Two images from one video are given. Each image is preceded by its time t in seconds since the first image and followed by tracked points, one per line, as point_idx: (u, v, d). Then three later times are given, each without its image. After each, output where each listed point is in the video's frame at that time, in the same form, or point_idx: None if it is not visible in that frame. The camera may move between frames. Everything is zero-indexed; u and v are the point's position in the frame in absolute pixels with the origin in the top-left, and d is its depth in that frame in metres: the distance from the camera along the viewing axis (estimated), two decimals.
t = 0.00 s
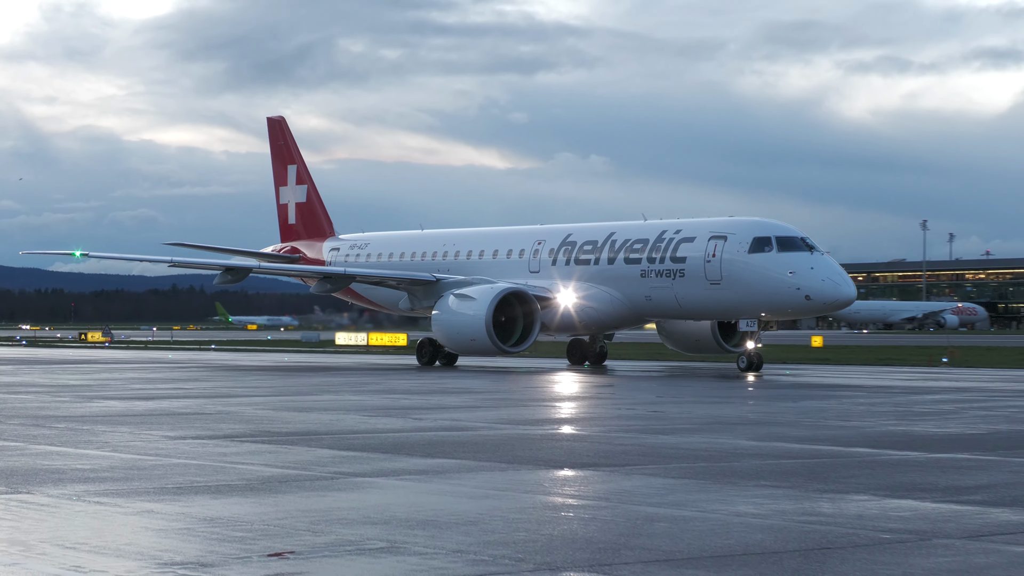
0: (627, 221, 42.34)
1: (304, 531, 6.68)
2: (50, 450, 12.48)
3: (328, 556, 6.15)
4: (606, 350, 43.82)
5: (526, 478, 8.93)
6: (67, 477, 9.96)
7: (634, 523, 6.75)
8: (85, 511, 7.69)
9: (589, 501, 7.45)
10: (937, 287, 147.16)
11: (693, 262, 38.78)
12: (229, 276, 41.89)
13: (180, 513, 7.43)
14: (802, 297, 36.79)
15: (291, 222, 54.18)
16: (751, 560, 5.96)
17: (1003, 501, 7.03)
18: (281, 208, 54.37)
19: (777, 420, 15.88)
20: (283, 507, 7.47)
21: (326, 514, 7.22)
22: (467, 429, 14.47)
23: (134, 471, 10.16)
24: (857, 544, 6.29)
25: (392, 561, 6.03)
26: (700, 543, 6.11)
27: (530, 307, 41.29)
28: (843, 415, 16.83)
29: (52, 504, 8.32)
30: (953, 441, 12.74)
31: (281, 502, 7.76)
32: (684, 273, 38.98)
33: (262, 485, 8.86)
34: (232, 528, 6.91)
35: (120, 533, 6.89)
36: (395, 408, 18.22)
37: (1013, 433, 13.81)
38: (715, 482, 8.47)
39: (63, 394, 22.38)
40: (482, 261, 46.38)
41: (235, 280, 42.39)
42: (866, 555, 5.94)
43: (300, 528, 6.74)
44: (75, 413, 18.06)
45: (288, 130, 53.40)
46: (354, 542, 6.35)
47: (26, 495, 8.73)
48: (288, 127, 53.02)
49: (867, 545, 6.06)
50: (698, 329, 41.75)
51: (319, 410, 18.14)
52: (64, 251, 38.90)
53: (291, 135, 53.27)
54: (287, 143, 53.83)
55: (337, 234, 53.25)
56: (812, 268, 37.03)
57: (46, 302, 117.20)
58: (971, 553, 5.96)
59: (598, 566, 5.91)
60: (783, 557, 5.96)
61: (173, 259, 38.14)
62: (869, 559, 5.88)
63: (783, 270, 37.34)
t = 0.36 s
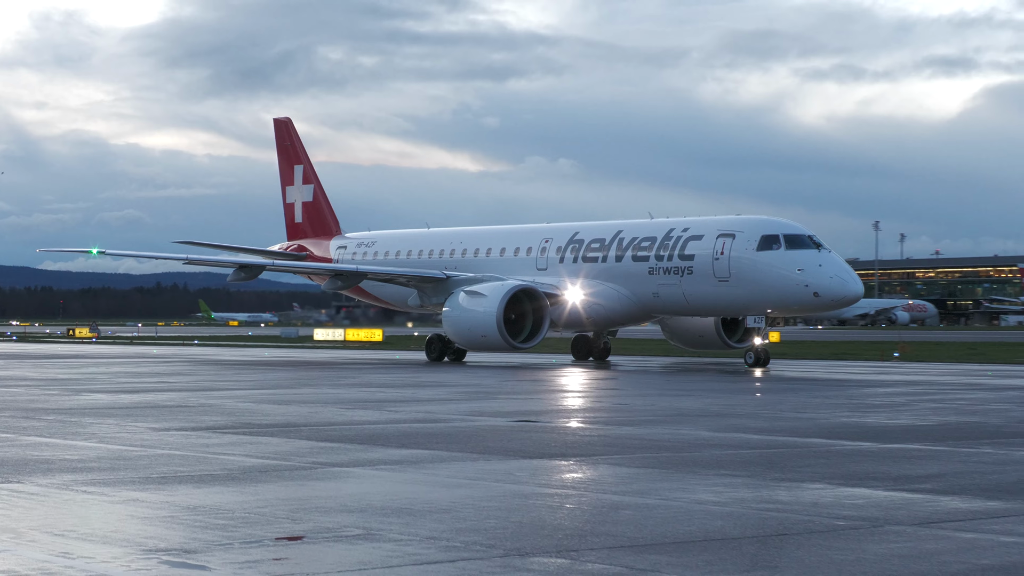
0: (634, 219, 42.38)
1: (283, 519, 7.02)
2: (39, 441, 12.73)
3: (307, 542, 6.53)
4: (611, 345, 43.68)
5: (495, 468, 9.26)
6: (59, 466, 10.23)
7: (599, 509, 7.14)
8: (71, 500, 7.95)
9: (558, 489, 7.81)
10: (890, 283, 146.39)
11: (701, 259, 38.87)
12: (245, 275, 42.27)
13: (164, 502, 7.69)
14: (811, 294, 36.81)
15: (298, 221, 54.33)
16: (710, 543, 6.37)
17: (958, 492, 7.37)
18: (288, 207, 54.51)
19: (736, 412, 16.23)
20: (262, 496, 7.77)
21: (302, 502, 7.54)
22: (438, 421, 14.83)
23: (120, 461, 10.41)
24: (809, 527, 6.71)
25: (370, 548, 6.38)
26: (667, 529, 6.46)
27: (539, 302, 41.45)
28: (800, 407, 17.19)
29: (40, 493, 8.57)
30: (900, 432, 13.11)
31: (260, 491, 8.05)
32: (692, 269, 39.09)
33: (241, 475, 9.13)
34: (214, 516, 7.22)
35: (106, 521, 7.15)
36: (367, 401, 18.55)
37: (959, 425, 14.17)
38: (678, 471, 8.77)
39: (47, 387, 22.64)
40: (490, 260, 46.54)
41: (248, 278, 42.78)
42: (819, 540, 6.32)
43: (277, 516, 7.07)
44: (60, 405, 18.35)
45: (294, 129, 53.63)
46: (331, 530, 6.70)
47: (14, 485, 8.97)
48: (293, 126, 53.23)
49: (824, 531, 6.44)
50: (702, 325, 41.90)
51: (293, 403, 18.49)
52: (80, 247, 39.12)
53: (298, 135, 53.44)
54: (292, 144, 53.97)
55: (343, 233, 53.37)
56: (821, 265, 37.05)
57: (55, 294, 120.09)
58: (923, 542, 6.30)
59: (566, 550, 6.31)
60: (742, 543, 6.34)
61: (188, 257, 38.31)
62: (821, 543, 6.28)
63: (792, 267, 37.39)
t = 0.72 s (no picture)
0: (634, 218, 41.97)
1: (254, 507, 7.38)
2: (19, 433, 13.01)
3: (277, 530, 6.89)
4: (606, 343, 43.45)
5: (460, 458, 9.57)
6: (37, 457, 10.48)
7: (558, 499, 7.50)
8: (52, 489, 8.23)
9: (519, 479, 8.17)
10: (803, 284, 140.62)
11: (701, 257, 38.41)
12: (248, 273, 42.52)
13: (141, 491, 7.99)
14: (811, 292, 36.28)
15: (296, 220, 54.39)
16: (662, 530, 6.76)
17: (897, 483, 7.77)
18: (286, 206, 54.57)
19: (690, 404, 16.59)
20: (234, 485, 8.08)
21: (272, 492, 7.88)
22: (402, 414, 15.11)
23: (98, 452, 10.69)
24: (757, 515, 7.11)
25: (337, 536, 6.76)
26: (621, 516, 6.86)
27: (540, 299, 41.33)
28: (753, 400, 17.52)
29: (21, 483, 8.83)
30: (844, 423, 13.46)
31: (232, 480, 8.35)
32: (692, 267, 38.63)
33: (214, 466, 9.41)
34: (188, 505, 7.55)
35: (85, 510, 7.44)
36: (335, 395, 18.82)
37: (902, 417, 14.53)
38: (634, 461, 9.07)
39: (25, 381, 22.95)
40: (489, 258, 46.22)
41: (253, 275, 43.02)
42: (765, 528, 6.71)
43: (249, 505, 7.43)
44: (40, 397, 18.70)
45: (292, 130, 53.68)
46: (301, 518, 7.07)
47: None
48: (291, 127, 53.30)
49: (769, 518, 6.83)
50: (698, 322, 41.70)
51: (263, 396, 18.75)
52: (88, 247, 38.36)
53: (295, 135, 53.45)
54: (290, 144, 53.98)
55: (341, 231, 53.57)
56: (821, 263, 36.53)
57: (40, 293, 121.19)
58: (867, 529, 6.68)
59: (527, 537, 6.69)
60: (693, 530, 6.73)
61: (194, 255, 38.38)
62: (765, 530, 6.68)
63: (792, 265, 36.89)
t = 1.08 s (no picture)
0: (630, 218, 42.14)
1: (222, 495, 7.75)
2: None
3: (244, 516, 7.27)
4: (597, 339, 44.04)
5: (421, 448, 9.95)
6: (13, 446, 10.74)
7: (514, 488, 7.95)
8: (26, 477, 8.49)
9: (478, 469, 8.61)
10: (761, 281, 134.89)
11: (697, 256, 38.61)
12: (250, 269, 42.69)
13: (113, 479, 8.29)
14: (806, 291, 36.56)
15: (291, 217, 54.54)
16: (612, 519, 7.17)
17: (839, 474, 8.23)
18: (280, 204, 54.72)
19: (641, 398, 16.98)
20: (203, 474, 8.42)
21: (240, 480, 8.24)
22: (365, 406, 15.43)
23: (72, 442, 10.97)
24: (703, 504, 7.53)
25: (302, 522, 7.15)
26: (573, 505, 7.28)
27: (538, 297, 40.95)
28: (702, 395, 17.95)
29: None
30: (786, 416, 13.89)
31: (202, 469, 8.68)
32: (688, 266, 38.81)
33: (184, 454, 9.72)
34: (158, 493, 7.89)
35: (60, 497, 7.73)
36: (301, 388, 19.15)
37: (841, 410, 15.01)
38: (587, 451, 9.48)
39: None
40: (485, 256, 46.33)
41: (254, 272, 43.17)
42: (710, 518, 7.12)
43: (217, 493, 7.79)
44: (12, 389, 18.93)
45: (287, 129, 53.78)
46: (267, 505, 7.47)
47: None
48: (286, 126, 53.42)
49: (714, 507, 7.28)
50: (687, 319, 42.01)
51: (234, 389, 19.03)
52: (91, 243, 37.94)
53: (291, 135, 53.58)
54: (285, 143, 54.14)
55: (336, 230, 53.70)
56: (816, 263, 36.84)
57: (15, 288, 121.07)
58: (806, 519, 7.12)
59: (483, 524, 7.11)
60: (642, 518, 7.14)
61: (197, 251, 38.50)
62: (709, 519, 7.10)
63: (787, 264, 37.15)
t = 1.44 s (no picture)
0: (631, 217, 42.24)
1: (198, 483, 8.16)
2: None
3: (220, 503, 7.70)
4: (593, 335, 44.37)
5: (388, 438, 10.36)
6: None
7: (477, 476, 8.43)
8: (9, 466, 8.82)
9: (443, 459, 9.08)
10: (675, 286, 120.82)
11: (698, 254, 38.76)
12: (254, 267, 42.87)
13: (94, 468, 8.65)
14: (806, 288, 36.88)
15: (290, 217, 54.79)
16: (571, 505, 7.67)
17: (788, 463, 8.73)
18: (280, 203, 54.99)
19: (597, 391, 17.32)
20: (180, 463, 8.84)
21: (215, 469, 8.68)
22: (333, 398, 15.80)
23: (54, 432, 11.29)
24: (655, 492, 8.03)
25: (275, 509, 7.59)
26: (533, 492, 7.77)
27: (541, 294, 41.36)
28: (658, 388, 18.33)
29: None
30: (733, 408, 14.30)
31: (179, 459, 9.08)
32: (688, 264, 38.96)
33: (162, 444, 10.07)
34: (138, 481, 8.28)
35: (42, 485, 8.09)
36: (274, 382, 19.49)
37: (787, 402, 15.44)
38: (549, 442, 9.92)
39: None
40: (484, 254, 46.43)
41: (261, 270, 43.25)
42: (663, 504, 7.61)
43: (193, 480, 8.20)
44: None
45: (287, 130, 54.02)
46: (241, 493, 7.89)
47: None
48: (286, 127, 53.66)
49: (667, 494, 7.77)
50: (683, 316, 42.34)
51: (210, 382, 19.32)
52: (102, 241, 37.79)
53: (290, 135, 53.78)
54: (285, 144, 54.42)
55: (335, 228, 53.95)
56: (816, 261, 37.18)
57: None
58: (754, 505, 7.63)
59: (448, 511, 7.55)
60: (598, 505, 7.63)
61: (204, 249, 38.62)
62: (661, 506, 7.59)
63: (787, 262, 37.43)
